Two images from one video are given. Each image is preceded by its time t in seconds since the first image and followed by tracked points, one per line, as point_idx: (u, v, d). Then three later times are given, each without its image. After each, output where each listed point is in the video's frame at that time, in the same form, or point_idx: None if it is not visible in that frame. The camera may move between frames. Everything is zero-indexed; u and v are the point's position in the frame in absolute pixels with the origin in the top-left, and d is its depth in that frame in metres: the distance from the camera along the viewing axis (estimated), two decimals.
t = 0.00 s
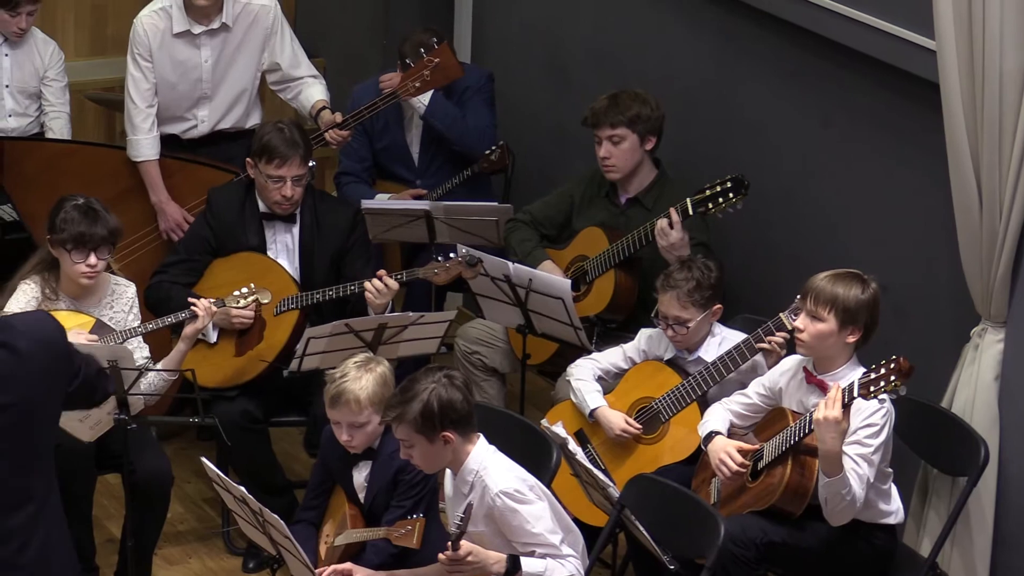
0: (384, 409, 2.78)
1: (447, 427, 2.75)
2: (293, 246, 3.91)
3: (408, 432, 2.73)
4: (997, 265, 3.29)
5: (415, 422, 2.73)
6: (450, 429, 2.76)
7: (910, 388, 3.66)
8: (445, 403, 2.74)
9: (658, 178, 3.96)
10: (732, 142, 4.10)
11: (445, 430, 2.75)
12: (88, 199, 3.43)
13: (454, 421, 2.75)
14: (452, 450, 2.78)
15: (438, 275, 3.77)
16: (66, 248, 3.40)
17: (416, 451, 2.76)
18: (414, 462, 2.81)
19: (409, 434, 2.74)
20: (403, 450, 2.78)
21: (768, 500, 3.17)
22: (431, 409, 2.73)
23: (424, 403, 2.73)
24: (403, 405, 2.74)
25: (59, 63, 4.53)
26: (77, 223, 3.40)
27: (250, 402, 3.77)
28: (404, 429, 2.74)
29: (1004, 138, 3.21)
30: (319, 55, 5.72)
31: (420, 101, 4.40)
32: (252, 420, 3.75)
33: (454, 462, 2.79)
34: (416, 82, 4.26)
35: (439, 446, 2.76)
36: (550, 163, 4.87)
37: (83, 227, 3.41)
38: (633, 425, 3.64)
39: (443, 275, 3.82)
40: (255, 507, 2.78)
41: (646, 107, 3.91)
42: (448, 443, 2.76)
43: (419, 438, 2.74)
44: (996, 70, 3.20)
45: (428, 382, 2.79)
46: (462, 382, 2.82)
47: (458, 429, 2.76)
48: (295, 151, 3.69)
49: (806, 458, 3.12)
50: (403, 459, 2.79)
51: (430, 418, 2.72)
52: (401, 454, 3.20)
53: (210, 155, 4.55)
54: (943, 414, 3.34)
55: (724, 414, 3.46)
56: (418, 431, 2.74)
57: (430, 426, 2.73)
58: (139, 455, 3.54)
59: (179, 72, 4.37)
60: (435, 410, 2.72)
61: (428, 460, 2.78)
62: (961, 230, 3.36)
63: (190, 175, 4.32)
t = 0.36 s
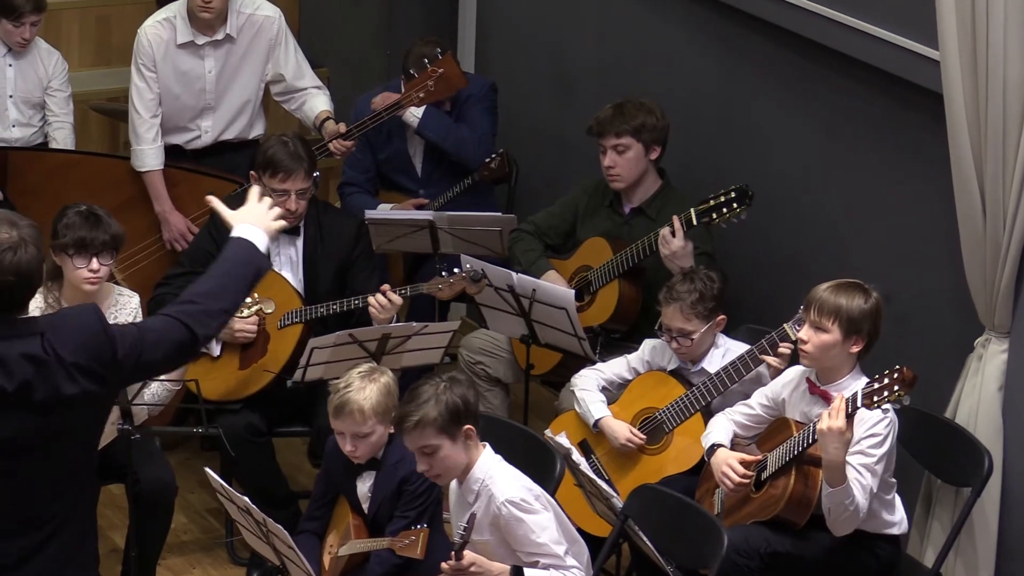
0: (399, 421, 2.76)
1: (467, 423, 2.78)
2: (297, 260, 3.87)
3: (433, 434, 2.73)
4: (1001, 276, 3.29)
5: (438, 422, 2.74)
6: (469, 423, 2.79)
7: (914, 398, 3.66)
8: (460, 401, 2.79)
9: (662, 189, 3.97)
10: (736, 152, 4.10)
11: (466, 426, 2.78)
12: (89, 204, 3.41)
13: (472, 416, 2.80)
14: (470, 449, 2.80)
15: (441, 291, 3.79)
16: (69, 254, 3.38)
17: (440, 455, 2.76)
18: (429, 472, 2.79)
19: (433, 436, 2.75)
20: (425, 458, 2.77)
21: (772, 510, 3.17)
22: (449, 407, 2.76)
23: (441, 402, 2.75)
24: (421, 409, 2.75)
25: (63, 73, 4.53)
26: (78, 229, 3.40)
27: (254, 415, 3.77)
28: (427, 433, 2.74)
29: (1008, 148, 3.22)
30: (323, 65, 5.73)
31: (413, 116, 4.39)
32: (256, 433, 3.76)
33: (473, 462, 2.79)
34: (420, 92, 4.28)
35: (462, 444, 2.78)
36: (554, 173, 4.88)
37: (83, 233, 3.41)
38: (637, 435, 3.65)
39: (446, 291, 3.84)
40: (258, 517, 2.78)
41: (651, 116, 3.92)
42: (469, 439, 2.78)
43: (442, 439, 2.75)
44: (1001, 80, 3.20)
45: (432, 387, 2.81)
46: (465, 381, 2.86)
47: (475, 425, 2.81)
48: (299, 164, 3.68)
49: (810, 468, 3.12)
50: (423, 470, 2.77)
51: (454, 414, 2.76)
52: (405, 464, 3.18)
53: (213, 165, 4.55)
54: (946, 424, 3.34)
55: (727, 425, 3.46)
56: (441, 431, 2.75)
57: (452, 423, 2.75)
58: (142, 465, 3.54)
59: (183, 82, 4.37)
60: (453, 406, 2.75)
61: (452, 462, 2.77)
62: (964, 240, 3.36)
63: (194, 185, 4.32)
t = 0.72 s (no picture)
0: (415, 431, 2.75)
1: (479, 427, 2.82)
2: (300, 271, 3.91)
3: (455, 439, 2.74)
4: (1004, 286, 3.30)
5: (457, 426, 2.76)
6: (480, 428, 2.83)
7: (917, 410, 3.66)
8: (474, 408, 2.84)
9: (665, 199, 3.97)
10: (738, 163, 4.11)
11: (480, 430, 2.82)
12: (92, 218, 3.47)
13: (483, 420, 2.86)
14: (482, 455, 2.82)
15: (445, 307, 3.79)
16: (71, 267, 3.43)
17: (460, 461, 2.77)
18: (444, 481, 2.78)
19: (454, 442, 2.76)
20: (444, 466, 2.76)
21: (773, 522, 3.17)
22: (463, 411, 2.79)
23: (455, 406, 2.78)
24: (438, 415, 2.76)
25: (65, 84, 4.53)
26: (81, 241, 3.44)
27: (258, 428, 3.78)
28: (448, 439, 2.75)
29: (1011, 159, 3.22)
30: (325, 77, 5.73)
31: (430, 172, 4.44)
32: (259, 446, 3.77)
33: (487, 467, 2.82)
34: (424, 102, 4.28)
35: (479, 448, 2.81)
36: (557, 185, 4.88)
37: (86, 245, 3.44)
38: (640, 446, 3.64)
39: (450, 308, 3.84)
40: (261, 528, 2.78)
41: (653, 128, 3.92)
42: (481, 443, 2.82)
43: (461, 444, 2.77)
44: (1003, 90, 3.21)
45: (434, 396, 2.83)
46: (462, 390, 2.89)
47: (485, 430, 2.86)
48: (302, 177, 3.69)
49: (810, 479, 3.11)
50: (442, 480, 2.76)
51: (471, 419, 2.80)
52: (407, 475, 3.19)
53: (215, 176, 4.54)
54: (949, 435, 3.34)
55: (726, 436, 3.46)
56: (459, 435, 2.77)
57: (469, 426, 2.78)
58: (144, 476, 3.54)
59: (185, 94, 4.38)
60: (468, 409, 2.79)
61: (471, 468, 2.79)
62: (967, 251, 3.36)
63: (196, 196, 4.31)
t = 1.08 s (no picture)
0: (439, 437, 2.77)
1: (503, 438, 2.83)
2: (307, 287, 3.92)
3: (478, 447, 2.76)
4: (1010, 302, 3.29)
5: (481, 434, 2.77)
6: (504, 438, 2.84)
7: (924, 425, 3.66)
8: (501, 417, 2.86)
9: (672, 215, 3.97)
10: (743, 178, 4.11)
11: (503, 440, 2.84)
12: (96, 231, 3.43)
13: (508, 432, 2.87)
14: (503, 467, 2.83)
15: (451, 326, 3.76)
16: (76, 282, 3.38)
17: (482, 470, 2.78)
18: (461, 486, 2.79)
19: (476, 450, 2.77)
20: (465, 475, 2.77)
21: (778, 537, 3.16)
22: (488, 420, 2.81)
23: (480, 415, 2.80)
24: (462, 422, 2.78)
25: (72, 99, 4.55)
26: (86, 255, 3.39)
27: (265, 443, 3.79)
28: (470, 447, 2.77)
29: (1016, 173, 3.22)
30: (331, 92, 5.75)
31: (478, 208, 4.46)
32: (266, 462, 3.78)
33: (508, 479, 2.82)
34: (431, 118, 4.26)
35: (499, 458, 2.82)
36: (562, 200, 4.88)
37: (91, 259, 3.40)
38: (647, 462, 3.64)
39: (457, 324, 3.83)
40: (267, 543, 2.79)
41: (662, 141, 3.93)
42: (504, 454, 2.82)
43: (483, 452, 2.78)
44: (1009, 105, 3.21)
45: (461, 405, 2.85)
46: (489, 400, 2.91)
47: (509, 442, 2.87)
48: (308, 189, 3.70)
49: (817, 494, 3.12)
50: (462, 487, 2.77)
51: (496, 429, 2.81)
52: (413, 491, 3.19)
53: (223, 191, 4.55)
54: (955, 450, 3.34)
55: (732, 452, 3.46)
56: (482, 444, 2.78)
57: (492, 436, 2.80)
58: (151, 491, 3.54)
59: (192, 108, 4.38)
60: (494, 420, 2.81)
61: (492, 478, 2.79)
62: (973, 265, 3.36)
63: (202, 212, 4.32)
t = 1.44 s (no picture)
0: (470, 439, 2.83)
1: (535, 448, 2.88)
2: (318, 299, 3.92)
3: (506, 455, 2.82)
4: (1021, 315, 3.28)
5: (511, 443, 2.83)
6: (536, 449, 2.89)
7: (935, 439, 3.65)
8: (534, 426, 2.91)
9: (682, 227, 3.98)
10: (754, 191, 4.10)
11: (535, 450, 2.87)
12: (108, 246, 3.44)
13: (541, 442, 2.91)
14: (534, 476, 2.88)
15: (463, 334, 3.76)
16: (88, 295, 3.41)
17: (509, 477, 2.83)
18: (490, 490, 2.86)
19: (505, 458, 2.83)
20: (490, 480, 2.83)
21: (789, 549, 3.15)
22: (522, 428, 2.87)
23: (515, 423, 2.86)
24: (495, 428, 2.85)
25: (84, 111, 4.62)
26: (97, 270, 3.39)
27: (277, 454, 3.79)
28: (499, 453, 2.82)
29: None
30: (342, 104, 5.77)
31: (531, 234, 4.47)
32: (279, 472, 3.77)
33: (535, 488, 2.87)
34: (439, 129, 4.26)
35: (529, 468, 2.86)
36: (572, 212, 4.89)
37: (102, 274, 3.41)
38: (658, 475, 3.65)
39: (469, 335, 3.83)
40: (278, 555, 2.80)
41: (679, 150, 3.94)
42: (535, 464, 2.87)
43: (512, 460, 2.83)
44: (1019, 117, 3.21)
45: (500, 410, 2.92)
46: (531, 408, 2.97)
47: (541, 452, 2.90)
48: (327, 203, 3.70)
49: (829, 506, 3.13)
50: (488, 489, 2.84)
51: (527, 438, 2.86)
52: (424, 503, 3.19)
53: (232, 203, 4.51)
54: (967, 464, 3.33)
55: (747, 461, 3.46)
56: (511, 451, 2.83)
57: (523, 445, 2.85)
58: (162, 503, 3.55)
59: (203, 118, 4.39)
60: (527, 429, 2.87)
61: (517, 486, 2.84)
62: (984, 278, 3.35)
63: (211, 223, 4.32)
